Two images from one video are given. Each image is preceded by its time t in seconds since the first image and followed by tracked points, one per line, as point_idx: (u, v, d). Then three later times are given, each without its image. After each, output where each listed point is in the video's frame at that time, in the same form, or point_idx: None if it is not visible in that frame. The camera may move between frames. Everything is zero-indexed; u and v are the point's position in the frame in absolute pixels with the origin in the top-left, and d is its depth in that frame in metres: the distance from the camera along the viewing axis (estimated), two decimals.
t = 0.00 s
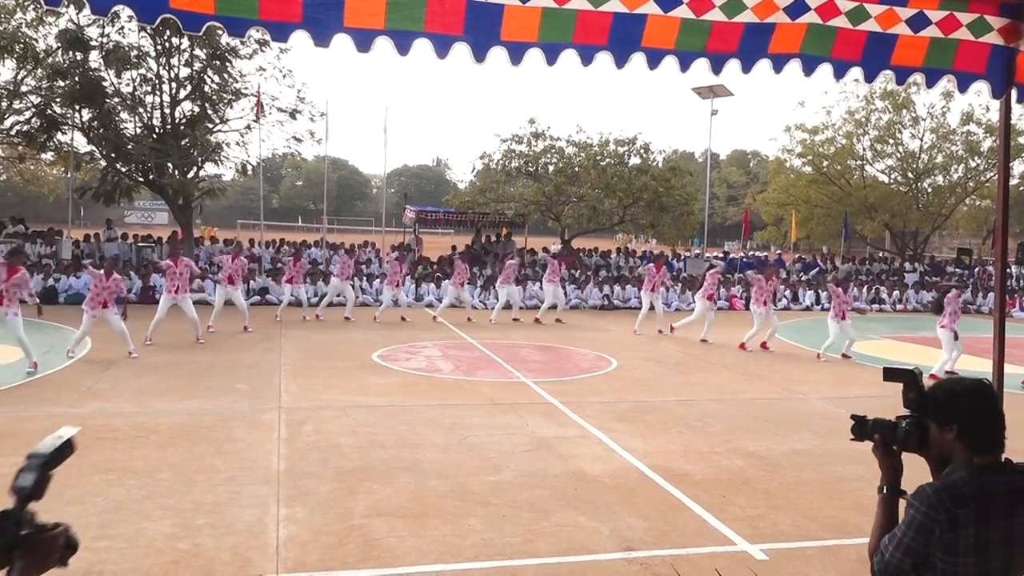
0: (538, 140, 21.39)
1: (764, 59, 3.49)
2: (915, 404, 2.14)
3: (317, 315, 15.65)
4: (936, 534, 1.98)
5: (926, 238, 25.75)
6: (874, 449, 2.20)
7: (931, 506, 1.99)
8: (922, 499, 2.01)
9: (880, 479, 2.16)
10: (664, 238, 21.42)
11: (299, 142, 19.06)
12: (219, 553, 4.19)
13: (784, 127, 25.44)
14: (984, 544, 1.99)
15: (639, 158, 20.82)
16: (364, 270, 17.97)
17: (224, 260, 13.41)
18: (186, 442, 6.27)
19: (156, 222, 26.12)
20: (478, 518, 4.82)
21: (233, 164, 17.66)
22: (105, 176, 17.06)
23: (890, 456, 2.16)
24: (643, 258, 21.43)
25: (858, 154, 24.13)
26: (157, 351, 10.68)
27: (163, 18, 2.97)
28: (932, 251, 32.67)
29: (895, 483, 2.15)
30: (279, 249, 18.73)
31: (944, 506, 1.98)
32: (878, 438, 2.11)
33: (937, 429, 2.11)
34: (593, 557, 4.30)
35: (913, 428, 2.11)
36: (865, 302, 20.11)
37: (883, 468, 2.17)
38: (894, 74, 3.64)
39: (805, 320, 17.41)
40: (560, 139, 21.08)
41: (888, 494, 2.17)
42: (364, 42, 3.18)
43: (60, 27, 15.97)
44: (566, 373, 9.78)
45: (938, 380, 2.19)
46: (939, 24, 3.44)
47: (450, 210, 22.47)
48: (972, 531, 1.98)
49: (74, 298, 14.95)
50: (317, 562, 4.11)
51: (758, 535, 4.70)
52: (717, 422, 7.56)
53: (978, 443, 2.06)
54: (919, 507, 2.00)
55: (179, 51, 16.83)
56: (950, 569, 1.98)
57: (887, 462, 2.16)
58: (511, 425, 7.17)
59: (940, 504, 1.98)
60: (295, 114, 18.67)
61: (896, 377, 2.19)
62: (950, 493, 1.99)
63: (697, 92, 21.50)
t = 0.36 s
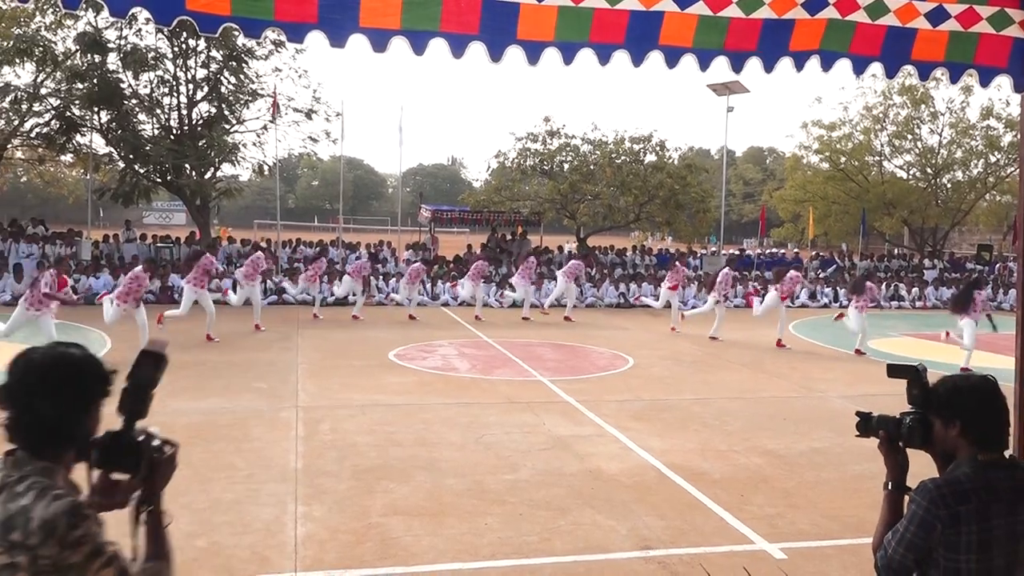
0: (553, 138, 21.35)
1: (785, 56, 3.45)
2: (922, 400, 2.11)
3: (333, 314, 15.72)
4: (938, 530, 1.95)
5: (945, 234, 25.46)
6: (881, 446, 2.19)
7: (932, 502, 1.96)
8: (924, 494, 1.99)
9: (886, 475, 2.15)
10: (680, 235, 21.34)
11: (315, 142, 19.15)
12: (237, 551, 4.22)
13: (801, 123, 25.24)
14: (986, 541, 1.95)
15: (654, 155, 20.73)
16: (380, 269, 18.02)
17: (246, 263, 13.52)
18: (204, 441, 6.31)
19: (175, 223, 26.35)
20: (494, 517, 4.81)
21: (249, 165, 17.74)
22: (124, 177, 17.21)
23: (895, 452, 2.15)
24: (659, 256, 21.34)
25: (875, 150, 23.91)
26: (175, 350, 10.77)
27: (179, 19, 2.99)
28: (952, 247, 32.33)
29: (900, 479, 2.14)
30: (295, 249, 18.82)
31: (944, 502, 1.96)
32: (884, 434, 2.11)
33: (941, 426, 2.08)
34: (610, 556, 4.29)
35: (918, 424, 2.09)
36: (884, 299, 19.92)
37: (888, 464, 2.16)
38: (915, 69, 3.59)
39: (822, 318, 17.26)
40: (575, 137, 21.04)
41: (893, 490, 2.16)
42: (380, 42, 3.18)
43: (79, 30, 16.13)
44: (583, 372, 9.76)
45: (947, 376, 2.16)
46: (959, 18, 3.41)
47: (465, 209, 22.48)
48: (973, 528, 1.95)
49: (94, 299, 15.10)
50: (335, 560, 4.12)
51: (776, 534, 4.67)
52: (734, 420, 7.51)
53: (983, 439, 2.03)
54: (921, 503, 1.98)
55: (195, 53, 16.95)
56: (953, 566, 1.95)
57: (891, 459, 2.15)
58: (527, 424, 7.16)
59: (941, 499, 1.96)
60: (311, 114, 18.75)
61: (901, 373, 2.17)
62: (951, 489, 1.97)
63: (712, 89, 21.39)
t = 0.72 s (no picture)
0: (563, 138, 21.34)
1: (799, 56, 3.42)
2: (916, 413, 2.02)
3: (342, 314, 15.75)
4: (954, 532, 1.93)
5: (958, 234, 25.28)
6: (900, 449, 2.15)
7: (948, 503, 1.94)
8: (938, 497, 1.97)
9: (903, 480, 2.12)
10: (690, 235, 21.29)
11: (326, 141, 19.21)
12: (248, 550, 4.23)
13: (812, 123, 25.12)
14: (1001, 544, 1.93)
15: (665, 154, 20.69)
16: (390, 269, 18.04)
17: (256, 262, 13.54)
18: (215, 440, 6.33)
19: (186, 223, 26.50)
20: (505, 517, 4.81)
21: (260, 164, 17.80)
22: (136, 177, 17.32)
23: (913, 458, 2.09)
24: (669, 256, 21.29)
25: (887, 149, 23.78)
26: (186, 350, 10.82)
27: (190, 20, 2.99)
28: (964, 246, 32.11)
29: (918, 484, 2.11)
30: (305, 249, 18.87)
31: (960, 503, 1.94)
32: (886, 447, 2.00)
33: (960, 429, 2.07)
34: (620, 556, 4.27)
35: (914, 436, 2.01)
36: (895, 299, 19.81)
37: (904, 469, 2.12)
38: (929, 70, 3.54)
39: (833, 317, 17.17)
40: (585, 136, 21.02)
41: (911, 495, 2.13)
42: (390, 42, 3.17)
43: (91, 31, 16.23)
44: (593, 372, 9.75)
45: (964, 378, 2.14)
46: (973, 15, 3.40)
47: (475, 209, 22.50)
48: (990, 530, 1.93)
49: (106, 298, 15.17)
50: (345, 560, 4.13)
51: (787, 534, 4.64)
52: (745, 421, 7.48)
53: (1003, 443, 2.01)
54: (937, 504, 1.96)
55: (207, 53, 17.03)
56: (969, 568, 1.93)
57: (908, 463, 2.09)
58: (537, 423, 7.15)
59: (957, 501, 1.94)
60: (321, 114, 18.81)
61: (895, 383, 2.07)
62: (968, 491, 1.95)
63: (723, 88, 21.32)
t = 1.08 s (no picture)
0: (566, 138, 21.33)
1: (803, 56, 3.42)
2: (885, 444, 2.01)
3: (345, 314, 15.76)
4: (970, 539, 1.91)
5: (962, 233, 25.23)
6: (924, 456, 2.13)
7: (962, 509, 1.93)
8: (952, 502, 1.95)
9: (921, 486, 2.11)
10: (694, 235, 21.29)
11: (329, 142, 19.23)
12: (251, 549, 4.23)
13: (815, 123, 25.08)
14: (1016, 548, 1.93)
15: (668, 155, 20.67)
16: (392, 269, 18.05)
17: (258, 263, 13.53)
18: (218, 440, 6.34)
19: (189, 223, 26.55)
20: (508, 518, 4.80)
21: (264, 165, 17.80)
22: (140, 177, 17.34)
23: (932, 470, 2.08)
24: (672, 256, 21.27)
25: (891, 149, 23.73)
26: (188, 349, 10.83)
27: (192, 20, 2.98)
28: (968, 246, 32.04)
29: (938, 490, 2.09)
30: (308, 249, 18.87)
31: (975, 509, 1.92)
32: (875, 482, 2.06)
33: (974, 432, 2.06)
34: (623, 557, 4.26)
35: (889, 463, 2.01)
36: (899, 299, 19.77)
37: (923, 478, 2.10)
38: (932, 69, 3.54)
39: (836, 318, 17.14)
40: (588, 136, 21.01)
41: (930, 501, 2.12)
42: (393, 42, 3.17)
43: (95, 31, 16.27)
44: (596, 372, 9.73)
45: (977, 380, 2.13)
46: (977, 15, 3.39)
47: (477, 209, 22.49)
48: (1005, 535, 1.92)
49: (110, 298, 15.22)
50: (348, 560, 4.13)
51: (790, 535, 4.63)
52: (749, 421, 7.47)
53: (1016, 447, 2.00)
54: (950, 511, 1.94)
55: (211, 54, 17.04)
56: (984, 572, 1.92)
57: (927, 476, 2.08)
58: (540, 424, 7.15)
59: (971, 507, 1.92)
60: (325, 114, 18.82)
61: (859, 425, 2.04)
62: (981, 496, 1.94)
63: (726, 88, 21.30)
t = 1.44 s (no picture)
0: (569, 138, 21.31)
1: (806, 56, 3.41)
2: (896, 442, 2.00)
3: (348, 315, 15.76)
4: (974, 539, 1.91)
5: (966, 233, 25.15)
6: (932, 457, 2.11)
7: (967, 509, 1.91)
8: (957, 501, 1.94)
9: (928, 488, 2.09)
10: (697, 235, 21.25)
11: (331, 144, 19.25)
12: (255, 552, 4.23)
13: (818, 122, 25.03)
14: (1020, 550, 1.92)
15: (671, 155, 20.63)
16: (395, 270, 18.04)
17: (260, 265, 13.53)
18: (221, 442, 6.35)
19: (192, 226, 26.58)
20: (511, 519, 4.80)
21: (266, 167, 17.82)
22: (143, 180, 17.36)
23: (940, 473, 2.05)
24: (675, 256, 21.22)
25: (894, 148, 23.67)
26: (192, 352, 10.85)
27: (194, 23, 2.99)
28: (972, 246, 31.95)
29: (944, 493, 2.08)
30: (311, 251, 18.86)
31: (980, 509, 1.91)
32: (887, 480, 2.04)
33: (982, 432, 2.05)
34: (627, 559, 4.26)
35: (900, 461, 1.99)
36: (903, 299, 19.71)
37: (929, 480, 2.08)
38: (934, 66, 3.53)
39: (840, 318, 17.09)
40: (591, 137, 21.00)
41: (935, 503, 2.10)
42: (395, 44, 3.18)
43: (99, 34, 16.30)
44: (599, 373, 9.73)
45: (986, 380, 2.12)
46: (981, 14, 3.36)
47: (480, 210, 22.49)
48: (1009, 536, 1.91)
49: (113, 302, 15.20)
50: (352, 562, 4.13)
51: (794, 536, 4.62)
52: (753, 422, 7.45)
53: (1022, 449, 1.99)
54: (956, 510, 1.93)
55: (213, 56, 17.08)
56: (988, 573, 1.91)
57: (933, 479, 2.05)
58: (543, 425, 7.14)
59: (976, 507, 1.91)
60: (328, 116, 18.83)
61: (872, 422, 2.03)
62: (987, 496, 1.93)
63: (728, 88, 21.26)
